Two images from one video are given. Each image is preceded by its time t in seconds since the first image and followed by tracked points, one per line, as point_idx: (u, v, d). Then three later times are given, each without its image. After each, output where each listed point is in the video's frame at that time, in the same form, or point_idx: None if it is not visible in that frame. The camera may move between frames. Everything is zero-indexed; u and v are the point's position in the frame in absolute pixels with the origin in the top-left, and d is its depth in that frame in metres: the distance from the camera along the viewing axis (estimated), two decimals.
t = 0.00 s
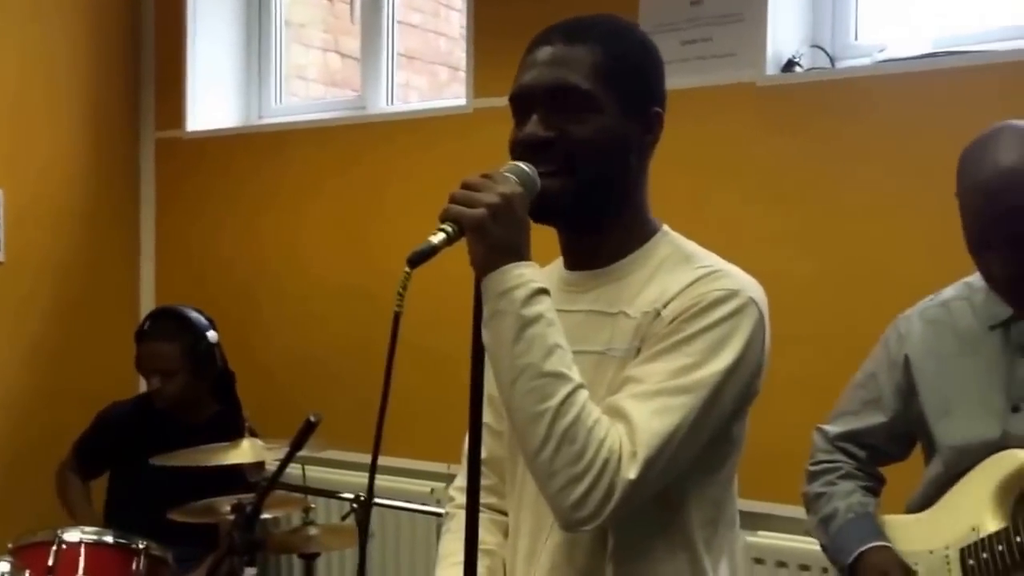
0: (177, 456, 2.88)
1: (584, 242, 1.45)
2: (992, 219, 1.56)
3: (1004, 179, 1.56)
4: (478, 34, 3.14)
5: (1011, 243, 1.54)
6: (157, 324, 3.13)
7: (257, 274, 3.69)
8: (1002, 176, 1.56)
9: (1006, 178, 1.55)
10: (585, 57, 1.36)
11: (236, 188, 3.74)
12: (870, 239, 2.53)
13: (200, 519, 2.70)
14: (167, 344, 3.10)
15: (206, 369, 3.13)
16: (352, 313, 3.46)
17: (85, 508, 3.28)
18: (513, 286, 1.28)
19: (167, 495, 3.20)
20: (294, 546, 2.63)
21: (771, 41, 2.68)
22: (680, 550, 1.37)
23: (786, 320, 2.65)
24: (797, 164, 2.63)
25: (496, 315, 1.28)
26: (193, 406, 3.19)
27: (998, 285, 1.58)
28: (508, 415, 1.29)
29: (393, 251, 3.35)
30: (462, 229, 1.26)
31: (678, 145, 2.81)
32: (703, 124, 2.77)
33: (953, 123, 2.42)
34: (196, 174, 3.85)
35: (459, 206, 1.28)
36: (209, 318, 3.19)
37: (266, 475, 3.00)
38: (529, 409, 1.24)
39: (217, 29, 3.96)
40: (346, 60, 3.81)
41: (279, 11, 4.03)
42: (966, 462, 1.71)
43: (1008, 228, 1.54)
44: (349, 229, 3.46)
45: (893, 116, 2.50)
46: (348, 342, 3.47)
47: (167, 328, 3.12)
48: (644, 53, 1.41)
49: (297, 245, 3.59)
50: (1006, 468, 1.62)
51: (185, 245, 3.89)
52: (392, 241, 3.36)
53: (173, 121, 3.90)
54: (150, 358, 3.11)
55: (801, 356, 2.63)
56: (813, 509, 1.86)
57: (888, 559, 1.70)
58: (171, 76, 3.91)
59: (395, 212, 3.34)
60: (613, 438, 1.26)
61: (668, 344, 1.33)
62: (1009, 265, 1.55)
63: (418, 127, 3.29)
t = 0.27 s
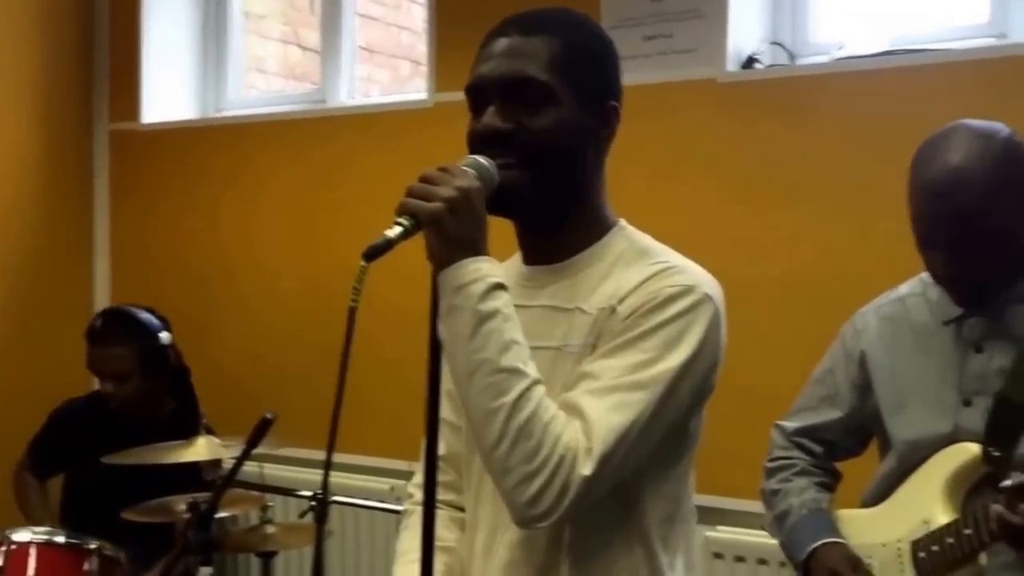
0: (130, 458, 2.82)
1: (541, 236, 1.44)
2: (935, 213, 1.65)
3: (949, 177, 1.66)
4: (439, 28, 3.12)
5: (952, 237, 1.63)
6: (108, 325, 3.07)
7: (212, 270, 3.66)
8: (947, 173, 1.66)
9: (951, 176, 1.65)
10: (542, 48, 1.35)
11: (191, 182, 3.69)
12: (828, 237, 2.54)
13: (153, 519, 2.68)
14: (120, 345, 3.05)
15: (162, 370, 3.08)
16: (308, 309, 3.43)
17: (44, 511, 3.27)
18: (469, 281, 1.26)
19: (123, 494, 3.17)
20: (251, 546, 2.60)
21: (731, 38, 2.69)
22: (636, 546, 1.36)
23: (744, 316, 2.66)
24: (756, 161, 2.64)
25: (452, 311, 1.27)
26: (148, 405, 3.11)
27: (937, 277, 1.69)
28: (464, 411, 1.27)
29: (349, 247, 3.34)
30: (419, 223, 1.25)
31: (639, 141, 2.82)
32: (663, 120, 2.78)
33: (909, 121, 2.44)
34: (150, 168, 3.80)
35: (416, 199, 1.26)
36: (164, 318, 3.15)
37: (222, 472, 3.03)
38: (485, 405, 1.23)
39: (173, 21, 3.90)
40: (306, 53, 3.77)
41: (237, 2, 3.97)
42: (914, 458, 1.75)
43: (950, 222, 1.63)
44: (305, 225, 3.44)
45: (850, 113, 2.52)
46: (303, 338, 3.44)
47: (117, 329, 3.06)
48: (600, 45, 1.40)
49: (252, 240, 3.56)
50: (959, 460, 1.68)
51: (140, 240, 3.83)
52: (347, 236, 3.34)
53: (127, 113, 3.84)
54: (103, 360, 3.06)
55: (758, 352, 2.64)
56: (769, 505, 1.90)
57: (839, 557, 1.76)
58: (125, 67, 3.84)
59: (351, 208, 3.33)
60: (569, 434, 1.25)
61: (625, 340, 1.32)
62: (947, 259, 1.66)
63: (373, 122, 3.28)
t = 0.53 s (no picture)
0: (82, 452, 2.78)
1: (499, 232, 1.43)
2: (884, 213, 1.65)
3: (897, 177, 1.66)
4: (400, 21, 3.10)
5: (901, 237, 1.63)
6: (62, 317, 3.05)
7: (169, 266, 3.61)
8: (895, 174, 1.66)
9: (899, 177, 1.66)
10: (499, 44, 1.34)
11: (148, 177, 3.65)
12: (787, 233, 2.56)
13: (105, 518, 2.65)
14: (75, 337, 3.02)
15: (117, 363, 3.04)
16: (267, 304, 3.40)
17: None
18: (425, 277, 1.25)
19: (76, 493, 3.12)
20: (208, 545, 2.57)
21: (692, 34, 2.69)
22: (595, 541, 1.36)
23: (704, 312, 2.67)
24: (716, 157, 2.65)
25: (408, 306, 1.25)
26: (102, 401, 3.06)
27: (887, 277, 1.69)
28: (421, 408, 1.26)
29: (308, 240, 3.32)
30: (374, 218, 1.23)
31: (599, 137, 2.81)
32: (623, 116, 2.78)
33: (867, 118, 2.46)
34: (105, 162, 3.74)
35: (370, 194, 1.25)
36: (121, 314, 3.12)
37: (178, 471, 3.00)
38: (442, 402, 1.22)
39: (128, 11, 3.85)
40: (265, 45, 3.72)
41: None
42: (868, 454, 1.77)
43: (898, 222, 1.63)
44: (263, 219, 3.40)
45: (808, 110, 2.53)
46: (262, 333, 3.41)
47: (73, 321, 3.04)
48: (557, 40, 1.39)
49: (210, 235, 3.52)
50: (910, 456, 1.70)
51: (95, 235, 3.78)
52: (306, 230, 3.32)
53: (81, 104, 3.78)
54: (57, 351, 3.02)
55: (716, 348, 2.65)
56: (727, 501, 1.90)
57: (795, 551, 1.77)
58: (78, 58, 3.78)
59: (311, 201, 3.30)
60: (527, 430, 1.24)
61: (583, 334, 1.32)
62: (897, 259, 1.66)
63: (333, 115, 3.26)
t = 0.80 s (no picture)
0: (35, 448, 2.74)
1: (451, 230, 1.42)
2: (836, 214, 1.67)
3: (849, 178, 1.68)
4: (360, 16, 3.08)
5: (852, 239, 1.65)
6: (17, 308, 3.03)
7: (125, 262, 3.56)
8: (847, 175, 1.68)
9: (852, 177, 1.67)
10: (446, 45, 1.33)
11: (103, 172, 3.59)
12: (745, 231, 2.57)
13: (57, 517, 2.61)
14: (27, 327, 3.00)
15: (72, 354, 3.01)
16: (224, 300, 3.36)
17: None
18: (382, 272, 1.24)
19: (29, 493, 3.07)
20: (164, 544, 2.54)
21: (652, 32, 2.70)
22: (555, 535, 1.35)
23: (664, 309, 2.68)
24: (675, 154, 2.66)
25: (365, 303, 1.24)
26: (55, 397, 3.02)
27: (840, 276, 1.71)
28: (381, 405, 1.25)
29: (264, 235, 3.28)
30: (329, 215, 1.21)
31: (559, 133, 2.82)
32: (583, 113, 2.78)
33: (824, 116, 2.48)
34: (59, 157, 3.68)
35: (326, 190, 1.23)
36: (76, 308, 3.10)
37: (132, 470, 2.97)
38: (402, 398, 1.21)
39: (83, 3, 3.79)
40: (222, 38, 3.67)
41: None
42: (825, 451, 1.79)
43: (850, 223, 1.65)
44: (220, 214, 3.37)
45: (766, 108, 2.55)
46: (219, 330, 3.37)
47: (26, 312, 3.02)
48: (501, 37, 1.38)
49: (166, 231, 3.48)
50: (863, 456, 1.71)
51: (49, 232, 3.71)
52: (263, 225, 3.28)
53: (33, 98, 3.71)
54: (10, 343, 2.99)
55: (675, 344, 2.66)
56: (685, 497, 1.92)
57: (754, 548, 1.79)
58: (31, 51, 3.72)
59: (268, 196, 3.27)
60: (487, 425, 1.24)
61: (541, 328, 1.31)
62: (849, 260, 1.68)
63: (291, 109, 3.23)
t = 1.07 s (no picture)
0: None
1: (417, 226, 1.42)
2: (788, 222, 1.68)
3: (800, 185, 1.68)
4: (321, 12, 3.06)
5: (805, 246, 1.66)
6: None
7: (82, 259, 3.51)
8: (797, 182, 1.69)
9: (800, 190, 1.67)
10: (418, 37, 1.33)
11: (60, 168, 3.54)
12: (706, 229, 2.59)
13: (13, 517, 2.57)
14: None
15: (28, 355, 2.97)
16: (181, 298, 3.33)
17: None
18: (342, 269, 1.24)
19: None
20: (122, 545, 2.52)
21: (613, 30, 2.72)
22: (516, 534, 1.35)
23: (626, 307, 2.69)
24: (635, 152, 2.68)
25: (325, 300, 1.24)
26: (10, 398, 2.97)
27: (796, 282, 1.72)
28: (340, 403, 1.25)
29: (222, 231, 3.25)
30: (288, 211, 1.21)
31: (521, 131, 2.82)
32: (544, 111, 2.79)
33: (784, 115, 2.51)
34: (14, 152, 3.62)
35: (285, 186, 1.23)
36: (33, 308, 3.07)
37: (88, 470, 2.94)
38: (362, 396, 1.21)
39: None
40: (182, 34, 3.64)
41: None
42: (783, 449, 1.82)
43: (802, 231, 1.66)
44: (178, 211, 3.33)
45: (725, 107, 2.58)
46: (177, 328, 3.33)
47: None
48: (475, 32, 1.38)
49: (123, 228, 3.44)
50: (824, 455, 1.72)
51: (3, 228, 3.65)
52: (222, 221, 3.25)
53: None
54: None
55: (635, 342, 2.68)
56: (647, 494, 1.93)
57: (717, 547, 1.80)
58: None
59: (228, 192, 3.24)
60: (448, 422, 1.24)
61: (503, 326, 1.31)
62: (803, 267, 1.69)
63: (252, 105, 3.20)
